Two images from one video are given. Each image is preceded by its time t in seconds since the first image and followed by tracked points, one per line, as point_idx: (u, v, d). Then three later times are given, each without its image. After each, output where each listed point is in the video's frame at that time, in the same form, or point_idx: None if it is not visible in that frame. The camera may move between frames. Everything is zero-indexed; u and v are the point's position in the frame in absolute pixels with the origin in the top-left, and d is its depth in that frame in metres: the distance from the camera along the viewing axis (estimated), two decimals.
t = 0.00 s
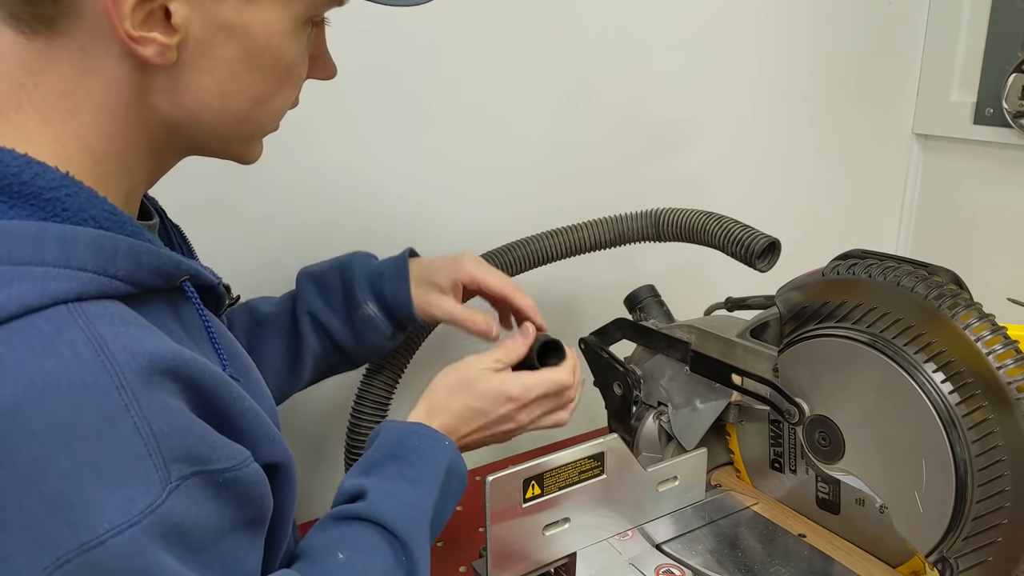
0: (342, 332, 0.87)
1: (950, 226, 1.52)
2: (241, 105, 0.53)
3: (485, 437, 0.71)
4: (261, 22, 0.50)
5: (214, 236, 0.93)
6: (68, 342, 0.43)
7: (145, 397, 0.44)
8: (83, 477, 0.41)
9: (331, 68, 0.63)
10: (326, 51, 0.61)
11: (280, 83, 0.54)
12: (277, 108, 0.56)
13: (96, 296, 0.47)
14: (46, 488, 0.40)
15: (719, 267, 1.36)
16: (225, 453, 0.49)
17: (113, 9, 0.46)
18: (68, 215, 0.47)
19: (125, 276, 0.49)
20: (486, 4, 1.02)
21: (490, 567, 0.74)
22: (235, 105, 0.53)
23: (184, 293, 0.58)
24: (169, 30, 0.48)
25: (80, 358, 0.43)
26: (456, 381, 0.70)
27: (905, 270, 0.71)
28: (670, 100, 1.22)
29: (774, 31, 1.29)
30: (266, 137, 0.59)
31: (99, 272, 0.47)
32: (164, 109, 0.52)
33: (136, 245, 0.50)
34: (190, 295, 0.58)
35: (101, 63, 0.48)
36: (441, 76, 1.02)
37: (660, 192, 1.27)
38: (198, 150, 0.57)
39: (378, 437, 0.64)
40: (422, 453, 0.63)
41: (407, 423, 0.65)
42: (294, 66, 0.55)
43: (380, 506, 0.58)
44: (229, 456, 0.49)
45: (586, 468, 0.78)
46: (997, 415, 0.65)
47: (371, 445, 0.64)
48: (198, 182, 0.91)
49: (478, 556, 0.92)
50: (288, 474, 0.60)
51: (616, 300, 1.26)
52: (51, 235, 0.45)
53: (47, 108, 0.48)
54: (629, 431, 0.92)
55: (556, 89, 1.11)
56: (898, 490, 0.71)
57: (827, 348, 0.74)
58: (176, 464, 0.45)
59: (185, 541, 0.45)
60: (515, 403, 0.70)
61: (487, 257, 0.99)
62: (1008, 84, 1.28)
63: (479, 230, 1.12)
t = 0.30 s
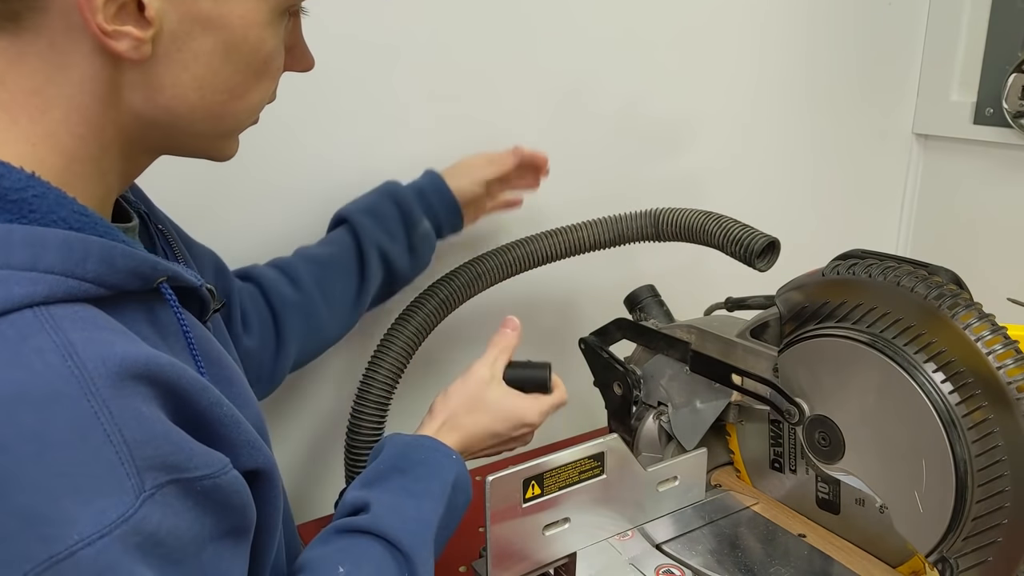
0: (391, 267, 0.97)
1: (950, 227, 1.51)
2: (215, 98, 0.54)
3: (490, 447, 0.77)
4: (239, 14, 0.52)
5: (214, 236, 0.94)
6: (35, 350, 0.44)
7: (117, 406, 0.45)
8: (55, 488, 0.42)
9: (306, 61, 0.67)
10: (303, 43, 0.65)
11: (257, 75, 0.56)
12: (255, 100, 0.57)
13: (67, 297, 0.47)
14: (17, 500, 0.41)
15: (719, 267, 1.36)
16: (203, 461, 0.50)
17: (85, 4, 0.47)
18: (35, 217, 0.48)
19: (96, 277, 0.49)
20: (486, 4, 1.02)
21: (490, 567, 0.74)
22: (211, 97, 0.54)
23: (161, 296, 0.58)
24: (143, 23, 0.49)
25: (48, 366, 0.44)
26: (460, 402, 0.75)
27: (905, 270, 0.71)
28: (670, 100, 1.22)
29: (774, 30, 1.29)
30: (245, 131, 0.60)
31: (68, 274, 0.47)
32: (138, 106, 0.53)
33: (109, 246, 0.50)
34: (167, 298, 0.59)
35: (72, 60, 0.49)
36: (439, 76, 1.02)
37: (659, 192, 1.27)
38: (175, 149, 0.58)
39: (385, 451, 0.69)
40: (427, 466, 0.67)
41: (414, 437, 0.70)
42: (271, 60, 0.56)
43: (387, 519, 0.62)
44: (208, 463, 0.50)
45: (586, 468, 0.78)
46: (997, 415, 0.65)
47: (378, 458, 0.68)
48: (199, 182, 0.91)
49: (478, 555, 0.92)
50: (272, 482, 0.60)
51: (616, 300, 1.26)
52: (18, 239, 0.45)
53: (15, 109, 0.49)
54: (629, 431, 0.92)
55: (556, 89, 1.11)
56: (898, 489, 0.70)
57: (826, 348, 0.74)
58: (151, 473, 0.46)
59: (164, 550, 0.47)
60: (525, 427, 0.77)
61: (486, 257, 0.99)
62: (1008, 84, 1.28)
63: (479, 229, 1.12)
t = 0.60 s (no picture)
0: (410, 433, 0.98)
1: (950, 226, 1.52)
2: (213, 93, 0.56)
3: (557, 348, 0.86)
4: (227, 9, 0.53)
5: (215, 236, 0.94)
6: (60, 281, 0.47)
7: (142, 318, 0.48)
8: (95, 393, 0.45)
9: (298, 53, 0.69)
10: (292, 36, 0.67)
11: (250, 68, 0.57)
12: (250, 92, 0.59)
13: (82, 251, 0.51)
14: (65, 404, 0.45)
15: (719, 267, 1.36)
16: (229, 359, 0.53)
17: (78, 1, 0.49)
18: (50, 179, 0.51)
19: (106, 234, 0.53)
20: (486, 5, 1.02)
21: (490, 567, 0.74)
22: (207, 92, 0.56)
23: (164, 261, 0.62)
24: (135, 19, 0.51)
25: (75, 291, 0.47)
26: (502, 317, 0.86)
27: (905, 271, 0.71)
28: (670, 101, 1.22)
29: (774, 30, 1.29)
30: (243, 124, 0.62)
31: (83, 229, 0.51)
32: (138, 98, 0.55)
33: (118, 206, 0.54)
34: (170, 262, 0.62)
35: (68, 51, 0.51)
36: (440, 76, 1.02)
37: (659, 192, 1.27)
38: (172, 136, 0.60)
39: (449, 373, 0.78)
40: (479, 376, 0.76)
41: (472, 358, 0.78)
42: (262, 51, 0.57)
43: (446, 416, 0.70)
44: (233, 361, 0.53)
45: (586, 468, 0.78)
46: (997, 415, 0.65)
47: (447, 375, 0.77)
48: (201, 181, 0.92)
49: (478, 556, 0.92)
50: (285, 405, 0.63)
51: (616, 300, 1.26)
52: (36, 193, 0.49)
53: (20, 94, 0.52)
54: (629, 431, 0.93)
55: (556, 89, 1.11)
56: (898, 489, 0.71)
57: (826, 347, 0.74)
58: (187, 372, 0.49)
59: (218, 435, 0.50)
60: (567, 314, 0.88)
61: (487, 258, 0.99)
62: (1008, 84, 1.28)
63: (480, 230, 1.12)
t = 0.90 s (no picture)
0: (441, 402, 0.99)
1: (949, 226, 1.52)
2: (233, 80, 0.60)
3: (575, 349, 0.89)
4: (247, 3, 0.57)
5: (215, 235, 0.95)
6: (80, 228, 0.50)
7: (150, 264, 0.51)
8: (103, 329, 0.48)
9: (314, 54, 0.70)
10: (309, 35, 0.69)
11: (268, 61, 0.61)
12: (267, 85, 0.63)
13: (101, 210, 0.54)
14: (75, 338, 0.47)
15: (719, 267, 1.37)
16: (228, 309, 0.56)
17: None
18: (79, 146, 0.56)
19: (124, 199, 0.57)
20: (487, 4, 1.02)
21: (490, 567, 0.74)
22: (228, 79, 0.60)
23: (179, 233, 0.65)
24: (167, 10, 0.55)
25: (89, 235, 0.50)
26: (523, 314, 0.92)
27: (905, 270, 0.71)
28: (670, 101, 1.22)
29: (773, 30, 1.29)
30: (260, 117, 0.67)
31: (102, 190, 0.55)
32: (164, 85, 0.60)
33: (137, 173, 0.57)
34: (184, 235, 0.65)
35: (106, 39, 0.57)
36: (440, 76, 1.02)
37: (659, 192, 1.27)
38: (198, 128, 0.66)
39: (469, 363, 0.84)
40: (497, 366, 0.82)
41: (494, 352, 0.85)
42: (280, 44, 0.61)
43: (463, 398, 0.75)
44: (232, 311, 0.57)
45: (586, 468, 0.78)
46: (997, 415, 0.65)
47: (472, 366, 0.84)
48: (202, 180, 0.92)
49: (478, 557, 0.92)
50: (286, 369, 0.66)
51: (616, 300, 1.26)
52: (62, 155, 0.53)
53: (61, 80, 0.58)
54: (629, 431, 0.93)
55: (556, 89, 1.11)
56: (898, 490, 0.70)
57: (826, 347, 0.74)
58: (189, 316, 0.52)
59: (216, 380, 0.52)
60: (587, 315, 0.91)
61: (487, 258, 0.99)
62: (1008, 84, 1.28)
63: (480, 230, 1.12)
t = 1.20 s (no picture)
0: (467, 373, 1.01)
1: (949, 226, 1.52)
2: (248, 86, 0.61)
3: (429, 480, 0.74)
4: (266, 11, 0.58)
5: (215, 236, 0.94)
6: (65, 233, 0.50)
7: (120, 291, 0.50)
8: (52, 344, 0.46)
9: (328, 62, 0.70)
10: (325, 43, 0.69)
11: (285, 67, 0.62)
12: (282, 91, 0.64)
13: (96, 215, 0.54)
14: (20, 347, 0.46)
15: (719, 267, 1.37)
16: (186, 369, 0.53)
17: None
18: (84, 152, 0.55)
19: (122, 206, 0.56)
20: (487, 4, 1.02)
21: (490, 567, 0.74)
22: (244, 84, 0.61)
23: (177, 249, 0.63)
24: (189, 18, 0.57)
25: (71, 245, 0.49)
26: (383, 432, 0.73)
27: (905, 271, 0.71)
28: (671, 101, 1.22)
29: (773, 30, 1.29)
30: (274, 120, 0.67)
31: (99, 195, 0.54)
32: (184, 88, 0.60)
33: (136, 181, 0.57)
34: (183, 251, 0.63)
35: (129, 43, 0.58)
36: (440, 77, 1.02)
37: (660, 191, 1.26)
38: (214, 132, 0.66)
39: (328, 474, 0.68)
40: (363, 481, 0.67)
41: (351, 459, 0.69)
42: (297, 52, 0.63)
43: (333, 526, 0.62)
44: (190, 372, 0.53)
45: (586, 468, 0.78)
46: (997, 415, 0.65)
47: (319, 482, 0.68)
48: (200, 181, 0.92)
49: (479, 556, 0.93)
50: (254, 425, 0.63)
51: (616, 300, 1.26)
52: (62, 158, 0.53)
53: (80, 84, 0.59)
54: (629, 431, 0.92)
55: (556, 89, 1.11)
56: (898, 490, 0.71)
57: (827, 348, 0.74)
58: (138, 358, 0.49)
59: (148, 439, 0.49)
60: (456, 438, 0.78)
61: (487, 257, 0.99)
62: (1008, 84, 1.28)
63: (480, 230, 1.12)
